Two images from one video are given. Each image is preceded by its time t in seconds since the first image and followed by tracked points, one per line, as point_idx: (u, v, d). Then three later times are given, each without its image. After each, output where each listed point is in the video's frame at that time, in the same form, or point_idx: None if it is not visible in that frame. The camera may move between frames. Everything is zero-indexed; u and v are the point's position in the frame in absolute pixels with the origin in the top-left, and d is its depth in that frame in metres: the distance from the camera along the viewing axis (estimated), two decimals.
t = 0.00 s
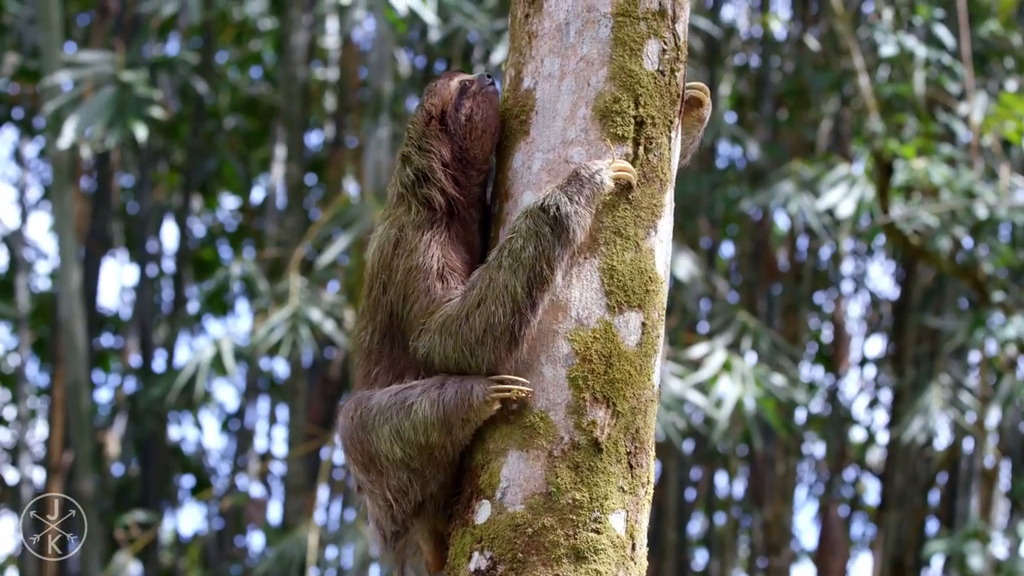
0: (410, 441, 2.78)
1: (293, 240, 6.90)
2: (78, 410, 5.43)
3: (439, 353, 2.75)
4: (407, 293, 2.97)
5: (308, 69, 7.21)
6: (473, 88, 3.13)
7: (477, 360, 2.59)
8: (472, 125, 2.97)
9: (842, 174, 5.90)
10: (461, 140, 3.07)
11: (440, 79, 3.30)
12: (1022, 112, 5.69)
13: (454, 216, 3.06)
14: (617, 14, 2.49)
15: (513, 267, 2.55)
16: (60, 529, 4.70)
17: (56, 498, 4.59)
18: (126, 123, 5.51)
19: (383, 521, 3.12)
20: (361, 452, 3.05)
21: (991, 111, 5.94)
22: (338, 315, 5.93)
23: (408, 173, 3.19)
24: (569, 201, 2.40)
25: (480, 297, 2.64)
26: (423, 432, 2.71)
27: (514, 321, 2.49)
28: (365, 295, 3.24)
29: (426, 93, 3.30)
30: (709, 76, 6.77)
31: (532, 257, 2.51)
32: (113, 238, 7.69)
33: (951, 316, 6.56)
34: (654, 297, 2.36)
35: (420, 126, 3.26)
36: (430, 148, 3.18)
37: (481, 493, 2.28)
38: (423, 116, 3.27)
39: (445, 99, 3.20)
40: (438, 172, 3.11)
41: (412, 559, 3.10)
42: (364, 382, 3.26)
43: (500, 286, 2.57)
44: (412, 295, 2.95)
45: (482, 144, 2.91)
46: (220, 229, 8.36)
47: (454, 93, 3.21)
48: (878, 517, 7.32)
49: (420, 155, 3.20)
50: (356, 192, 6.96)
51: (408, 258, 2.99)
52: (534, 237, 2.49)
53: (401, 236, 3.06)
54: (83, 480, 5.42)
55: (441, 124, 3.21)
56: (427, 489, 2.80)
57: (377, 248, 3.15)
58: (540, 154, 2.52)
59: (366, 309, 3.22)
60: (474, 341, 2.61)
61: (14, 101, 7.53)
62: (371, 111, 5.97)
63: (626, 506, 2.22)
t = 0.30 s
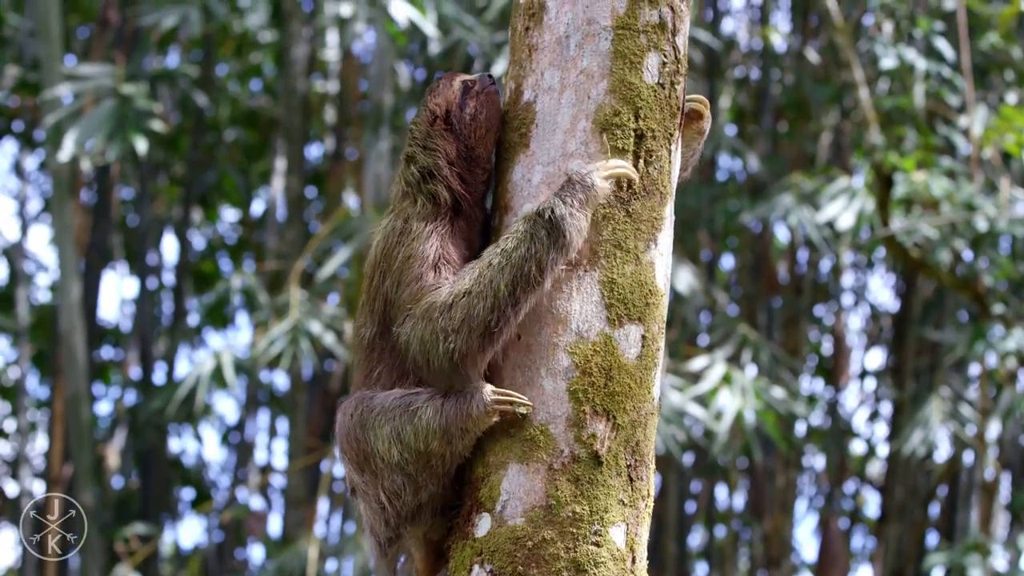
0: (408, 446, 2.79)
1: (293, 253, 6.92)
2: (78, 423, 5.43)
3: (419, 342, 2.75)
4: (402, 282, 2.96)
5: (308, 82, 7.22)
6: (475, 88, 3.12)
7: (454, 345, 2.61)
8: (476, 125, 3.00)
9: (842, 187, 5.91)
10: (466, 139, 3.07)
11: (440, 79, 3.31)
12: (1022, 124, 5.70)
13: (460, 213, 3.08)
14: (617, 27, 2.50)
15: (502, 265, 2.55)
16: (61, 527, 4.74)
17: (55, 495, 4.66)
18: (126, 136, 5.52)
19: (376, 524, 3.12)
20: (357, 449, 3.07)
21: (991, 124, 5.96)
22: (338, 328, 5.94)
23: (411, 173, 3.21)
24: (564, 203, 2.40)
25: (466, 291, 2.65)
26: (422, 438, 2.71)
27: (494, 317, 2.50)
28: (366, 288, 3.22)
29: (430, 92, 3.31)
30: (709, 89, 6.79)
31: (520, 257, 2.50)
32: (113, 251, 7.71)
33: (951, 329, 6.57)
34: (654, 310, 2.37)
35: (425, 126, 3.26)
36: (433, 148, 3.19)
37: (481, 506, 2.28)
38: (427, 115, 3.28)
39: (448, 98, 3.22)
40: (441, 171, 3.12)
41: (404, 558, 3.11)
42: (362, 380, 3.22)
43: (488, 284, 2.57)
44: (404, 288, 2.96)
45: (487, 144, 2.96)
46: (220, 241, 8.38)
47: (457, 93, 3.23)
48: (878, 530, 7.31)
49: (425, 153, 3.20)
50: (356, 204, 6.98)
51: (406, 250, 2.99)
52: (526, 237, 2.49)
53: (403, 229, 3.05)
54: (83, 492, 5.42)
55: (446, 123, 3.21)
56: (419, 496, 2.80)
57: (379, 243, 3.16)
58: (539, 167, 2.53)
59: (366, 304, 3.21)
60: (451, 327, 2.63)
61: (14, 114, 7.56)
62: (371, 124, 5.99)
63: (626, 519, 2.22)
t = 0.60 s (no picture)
0: (408, 450, 2.80)
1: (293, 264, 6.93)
2: (79, 434, 5.43)
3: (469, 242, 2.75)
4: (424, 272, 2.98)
5: (308, 93, 7.24)
6: (469, 88, 3.20)
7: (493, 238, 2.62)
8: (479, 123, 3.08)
9: (842, 199, 5.92)
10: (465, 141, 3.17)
11: (434, 80, 3.30)
12: (1022, 136, 5.71)
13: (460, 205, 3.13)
14: (617, 39, 2.49)
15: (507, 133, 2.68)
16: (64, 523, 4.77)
17: (56, 495, 4.68)
18: (127, 148, 5.53)
19: (371, 528, 3.12)
20: (358, 450, 3.08)
21: (992, 135, 5.97)
22: (339, 340, 5.94)
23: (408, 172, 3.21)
24: (533, 53, 2.59)
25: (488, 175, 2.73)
26: (423, 444, 2.72)
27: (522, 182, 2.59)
28: (371, 286, 3.27)
29: (420, 95, 3.30)
30: (710, 101, 6.82)
31: (521, 117, 2.62)
32: (114, 263, 7.72)
33: (952, 341, 6.58)
34: (654, 321, 2.38)
35: (418, 128, 3.25)
36: (430, 151, 3.19)
37: (481, 517, 2.29)
38: (420, 116, 3.26)
39: (442, 99, 3.22)
40: (441, 170, 3.16)
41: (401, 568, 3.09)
42: (366, 379, 3.23)
43: (501, 155, 2.68)
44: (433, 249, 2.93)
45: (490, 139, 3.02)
46: (221, 253, 8.41)
47: (452, 94, 3.24)
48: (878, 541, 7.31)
49: (420, 155, 3.19)
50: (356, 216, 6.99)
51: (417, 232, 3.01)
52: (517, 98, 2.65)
53: (408, 219, 3.07)
54: (84, 504, 5.42)
55: (441, 124, 3.21)
56: (413, 502, 2.81)
57: (382, 240, 3.18)
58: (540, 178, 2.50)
59: (373, 300, 3.24)
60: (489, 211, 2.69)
61: (14, 126, 7.59)
62: (371, 135, 6.01)
63: (626, 531, 2.23)
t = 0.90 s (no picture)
0: (407, 454, 2.80)
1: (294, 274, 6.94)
2: (78, 444, 5.44)
3: (471, 155, 2.83)
4: (434, 254, 2.99)
5: (308, 103, 7.30)
6: (464, 91, 3.22)
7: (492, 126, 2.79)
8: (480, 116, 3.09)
9: (841, 209, 5.93)
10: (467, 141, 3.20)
11: (428, 86, 3.32)
12: (1022, 146, 5.72)
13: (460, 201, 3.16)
14: (616, 50, 2.51)
15: (524, 34, 2.77)
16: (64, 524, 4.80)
17: (56, 495, 4.70)
18: (127, 157, 5.55)
19: (369, 530, 3.10)
20: (357, 451, 3.07)
21: (991, 145, 5.99)
22: (338, 350, 5.95)
23: (406, 171, 3.25)
24: None
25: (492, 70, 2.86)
26: (422, 450, 2.72)
27: (525, 84, 2.71)
28: (376, 276, 3.26)
29: (416, 99, 3.31)
30: (709, 111, 6.84)
31: (544, 23, 2.71)
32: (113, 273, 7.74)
33: (952, 351, 6.59)
34: (653, 331, 2.39)
35: (416, 132, 3.26)
36: (430, 153, 3.21)
37: (481, 528, 2.29)
38: (417, 121, 3.27)
39: (438, 103, 3.24)
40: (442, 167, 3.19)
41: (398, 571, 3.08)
42: (370, 377, 3.23)
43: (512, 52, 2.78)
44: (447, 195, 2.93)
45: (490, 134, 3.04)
46: (220, 264, 8.42)
47: (448, 97, 3.25)
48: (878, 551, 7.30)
49: (417, 156, 3.23)
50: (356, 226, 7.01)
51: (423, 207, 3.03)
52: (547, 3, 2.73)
53: (412, 204, 3.09)
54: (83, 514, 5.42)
55: (439, 127, 3.23)
56: (410, 506, 2.81)
57: (384, 234, 3.20)
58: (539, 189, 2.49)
59: (376, 296, 3.24)
60: (486, 104, 2.84)
61: (14, 136, 7.62)
62: (371, 145, 6.03)
63: (626, 542, 2.24)
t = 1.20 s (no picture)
0: (407, 465, 2.79)
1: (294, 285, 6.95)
2: (78, 455, 5.43)
3: (487, 153, 2.84)
4: (438, 258, 2.99)
5: (308, 114, 7.35)
6: (471, 102, 3.28)
7: (512, 126, 2.80)
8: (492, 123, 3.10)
9: (841, 220, 5.94)
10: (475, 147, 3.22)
11: (436, 96, 3.39)
12: (1022, 157, 5.74)
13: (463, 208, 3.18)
14: (616, 62, 2.54)
15: (555, 40, 2.71)
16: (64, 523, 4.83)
17: (56, 495, 4.82)
18: (126, 168, 5.57)
19: (368, 539, 3.10)
20: (357, 461, 3.05)
21: (991, 156, 6.00)
22: (338, 361, 5.94)
23: (412, 177, 3.27)
24: None
25: (514, 68, 2.82)
26: (422, 461, 2.71)
27: (547, 89, 2.68)
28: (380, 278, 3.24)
29: (422, 111, 3.38)
30: (709, 122, 6.86)
31: (579, 33, 2.65)
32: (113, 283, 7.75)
33: (952, 362, 6.59)
34: (653, 342, 2.40)
35: (422, 142, 3.31)
36: (436, 160, 3.24)
37: (480, 539, 2.30)
38: (424, 131, 3.33)
39: (445, 113, 3.30)
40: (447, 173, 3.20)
41: None
42: (370, 381, 3.22)
43: (538, 55, 2.72)
44: (460, 194, 2.94)
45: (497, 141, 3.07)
46: (220, 274, 8.44)
47: (454, 108, 3.31)
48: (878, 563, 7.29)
49: (422, 163, 3.26)
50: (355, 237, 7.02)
51: (430, 209, 3.04)
52: (589, 16, 2.67)
53: (418, 206, 3.10)
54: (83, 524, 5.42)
55: (445, 137, 3.28)
56: (409, 516, 2.81)
57: (389, 237, 3.19)
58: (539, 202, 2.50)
59: (379, 299, 3.23)
60: (508, 103, 2.83)
61: (14, 147, 7.63)
62: (371, 156, 6.05)
63: (626, 552, 2.25)
